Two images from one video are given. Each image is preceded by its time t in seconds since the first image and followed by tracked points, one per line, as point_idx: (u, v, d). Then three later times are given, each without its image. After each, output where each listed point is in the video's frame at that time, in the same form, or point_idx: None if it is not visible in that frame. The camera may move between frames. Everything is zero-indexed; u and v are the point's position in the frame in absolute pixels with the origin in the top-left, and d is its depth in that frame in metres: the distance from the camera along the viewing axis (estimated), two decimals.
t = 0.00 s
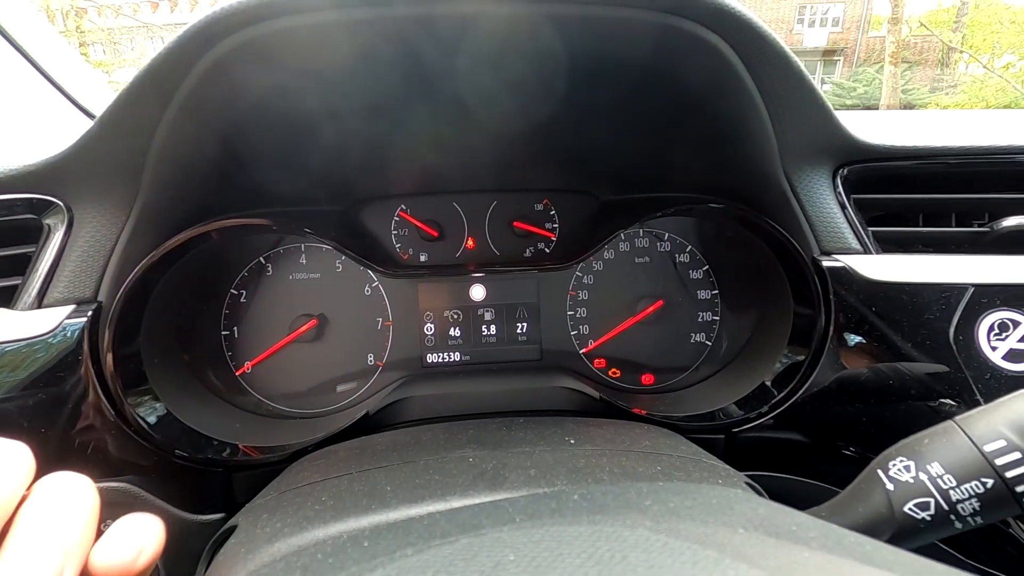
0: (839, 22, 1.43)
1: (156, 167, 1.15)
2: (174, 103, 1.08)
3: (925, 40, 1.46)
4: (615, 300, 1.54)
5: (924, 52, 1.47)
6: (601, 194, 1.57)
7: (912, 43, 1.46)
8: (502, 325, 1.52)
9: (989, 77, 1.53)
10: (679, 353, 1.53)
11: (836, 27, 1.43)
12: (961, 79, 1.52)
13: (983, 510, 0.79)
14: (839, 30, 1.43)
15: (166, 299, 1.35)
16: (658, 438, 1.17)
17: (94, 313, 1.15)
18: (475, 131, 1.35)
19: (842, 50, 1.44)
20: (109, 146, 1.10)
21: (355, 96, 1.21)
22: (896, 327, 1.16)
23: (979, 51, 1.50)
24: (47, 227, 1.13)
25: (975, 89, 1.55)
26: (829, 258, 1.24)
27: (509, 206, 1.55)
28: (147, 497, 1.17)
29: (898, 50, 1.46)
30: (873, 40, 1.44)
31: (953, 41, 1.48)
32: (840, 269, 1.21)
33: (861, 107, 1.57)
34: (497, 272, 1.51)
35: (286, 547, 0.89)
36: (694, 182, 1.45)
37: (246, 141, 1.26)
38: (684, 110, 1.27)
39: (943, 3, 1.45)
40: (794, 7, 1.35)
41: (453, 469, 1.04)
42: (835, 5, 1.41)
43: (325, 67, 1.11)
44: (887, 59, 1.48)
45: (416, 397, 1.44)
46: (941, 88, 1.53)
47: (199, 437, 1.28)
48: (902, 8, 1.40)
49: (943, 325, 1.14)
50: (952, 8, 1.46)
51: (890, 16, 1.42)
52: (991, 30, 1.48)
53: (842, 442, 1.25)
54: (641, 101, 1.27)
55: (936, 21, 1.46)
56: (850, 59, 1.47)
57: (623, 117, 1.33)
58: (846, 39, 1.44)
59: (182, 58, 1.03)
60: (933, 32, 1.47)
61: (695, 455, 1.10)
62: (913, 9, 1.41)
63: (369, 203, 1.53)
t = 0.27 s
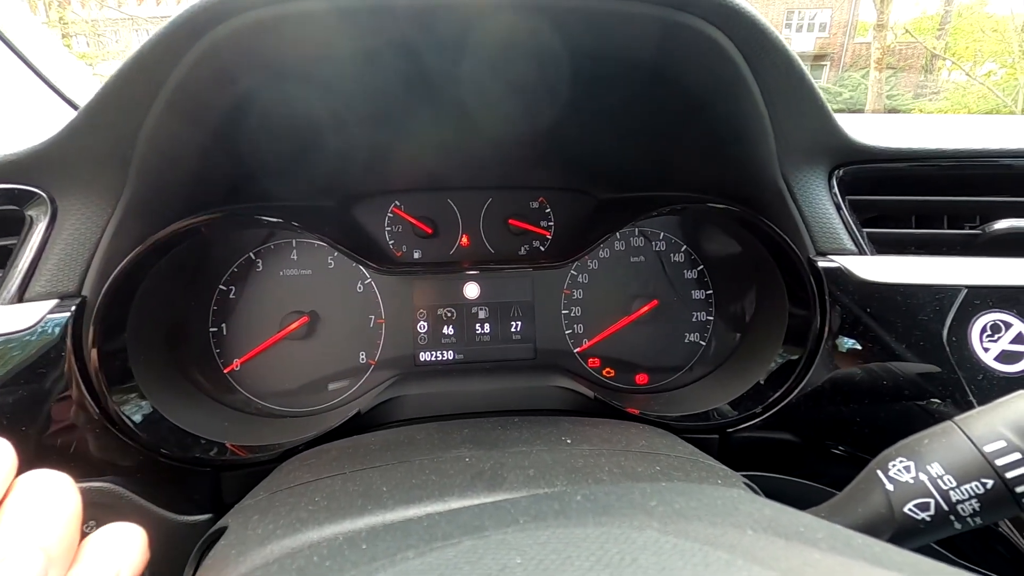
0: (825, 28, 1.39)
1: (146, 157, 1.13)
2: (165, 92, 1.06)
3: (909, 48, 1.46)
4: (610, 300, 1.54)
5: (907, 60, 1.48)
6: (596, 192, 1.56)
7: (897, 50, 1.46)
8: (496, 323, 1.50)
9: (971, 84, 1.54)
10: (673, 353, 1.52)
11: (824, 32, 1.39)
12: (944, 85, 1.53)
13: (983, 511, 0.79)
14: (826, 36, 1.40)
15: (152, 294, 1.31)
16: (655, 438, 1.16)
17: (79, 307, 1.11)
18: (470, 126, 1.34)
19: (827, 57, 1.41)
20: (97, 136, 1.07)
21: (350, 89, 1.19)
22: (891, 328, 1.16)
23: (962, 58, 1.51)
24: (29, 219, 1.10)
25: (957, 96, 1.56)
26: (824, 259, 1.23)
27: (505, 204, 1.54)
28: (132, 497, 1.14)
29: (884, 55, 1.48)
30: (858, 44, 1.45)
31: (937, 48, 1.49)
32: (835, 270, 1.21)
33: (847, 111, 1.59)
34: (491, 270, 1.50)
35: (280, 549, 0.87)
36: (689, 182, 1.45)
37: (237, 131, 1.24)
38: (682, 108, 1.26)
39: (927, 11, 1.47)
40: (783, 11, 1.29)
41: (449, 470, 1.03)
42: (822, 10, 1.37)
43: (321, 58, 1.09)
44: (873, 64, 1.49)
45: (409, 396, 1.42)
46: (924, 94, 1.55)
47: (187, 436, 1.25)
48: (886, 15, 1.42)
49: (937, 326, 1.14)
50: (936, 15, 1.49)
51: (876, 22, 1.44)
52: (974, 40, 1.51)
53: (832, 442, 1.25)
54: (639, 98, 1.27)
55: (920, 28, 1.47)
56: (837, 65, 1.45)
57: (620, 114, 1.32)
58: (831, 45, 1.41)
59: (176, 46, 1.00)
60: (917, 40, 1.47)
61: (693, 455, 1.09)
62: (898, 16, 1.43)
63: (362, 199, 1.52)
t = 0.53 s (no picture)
0: (806, 37, 1.43)
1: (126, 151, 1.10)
2: (146, 86, 1.04)
3: (886, 59, 1.51)
4: (596, 302, 1.54)
5: (886, 70, 1.52)
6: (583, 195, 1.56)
7: (876, 60, 1.51)
8: (482, 324, 1.50)
9: (947, 95, 1.57)
10: (658, 356, 1.53)
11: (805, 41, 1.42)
12: (920, 97, 1.57)
13: (960, 511, 0.80)
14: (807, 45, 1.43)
15: (130, 292, 1.29)
16: (640, 440, 1.17)
17: (54, 304, 1.09)
18: (456, 126, 1.34)
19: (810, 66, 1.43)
20: (76, 130, 1.05)
21: (335, 86, 1.17)
22: (870, 332, 1.17)
23: (938, 70, 1.54)
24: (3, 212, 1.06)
25: (933, 107, 1.59)
26: (807, 263, 1.25)
27: (492, 205, 1.54)
28: (107, 499, 1.11)
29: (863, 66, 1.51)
30: (839, 53, 1.48)
31: (914, 60, 1.53)
32: (817, 275, 1.22)
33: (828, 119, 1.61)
34: (476, 271, 1.49)
35: (262, 552, 0.85)
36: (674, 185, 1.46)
37: (220, 126, 1.22)
38: (668, 111, 1.27)
39: (906, 23, 1.51)
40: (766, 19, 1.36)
41: (435, 471, 1.02)
42: (804, 20, 1.44)
43: (307, 55, 1.08)
44: (852, 74, 1.52)
45: (393, 397, 1.41)
46: (902, 104, 1.57)
47: (164, 437, 1.23)
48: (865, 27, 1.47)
49: (915, 331, 1.16)
50: (914, 28, 1.51)
51: (856, 34, 1.48)
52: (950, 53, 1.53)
53: (812, 444, 1.26)
54: (626, 101, 1.27)
55: (898, 40, 1.51)
56: (818, 74, 1.46)
57: (606, 117, 1.33)
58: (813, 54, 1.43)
59: (160, 36, 0.99)
60: (895, 52, 1.51)
61: (678, 457, 1.09)
62: (876, 27, 1.48)
63: (348, 198, 1.50)
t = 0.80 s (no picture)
0: (786, 49, 1.46)
1: (105, 148, 1.08)
2: (128, 81, 1.02)
3: (860, 73, 1.55)
4: (580, 307, 1.54)
5: (860, 83, 1.56)
6: (568, 200, 1.56)
7: (851, 74, 1.55)
8: (467, 328, 1.49)
9: (919, 109, 1.58)
10: (642, 361, 1.53)
11: (783, 53, 1.45)
12: (894, 111, 1.58)
13: (937, 514, 0.81)
14: (784, 57, 1.45)
15: (106, 291, 1.26)
16: (625, 444, 1.17)
17: (25, 304, 1.06)
18: (443, 128, 1.33)
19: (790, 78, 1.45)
20: (53, 125, 1.02)
21: (320, 84, 1.16)
22: (849, 338, 1.19)
23: (910, 85, 1.57)
24: None
25: (906, 123, 1.60)
26: (788, 271, 1.26)
27: (478, 208, 1.54)
28: (79, 505, 1.09)
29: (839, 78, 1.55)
30: (815, 67, 1.54)
31: (887, 74, 1.56)
32: (798, 282, 1.23)
33: (804, 131, 1.63)
34: (462, 275, 1.49)
35: (243, 558, 0.83)
36: (659, 192, 1.47)
37: (203, 123, 1.20)
38: (654, 117, 1.28)
39: (879, 40, 1.55)
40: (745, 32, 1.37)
41: (420, 475, 1.01)
42: (783, 34, 1.44)
43: (293, 53, 1.07)
44: (829, 86, 1.56)
45: (376, 400, 1.39)
46: (877, 117, 1.59)
47: (140, 441, 1.20)
48: (841, 42, 1.52)
49: (893, 338, 1.17)
50: (888, 44, 1.55)
51: (833, 48, 1.53)
52: (921, 70, 1.57)
53: (790, 448, 1.27)
54: (612, 106, 1.28)
55: (873, 54, 1.55)
56: (796, 85, 1.47)
57: (592, 121, 1.33)
58: (790, 67, 1.46)
59: (144, 30, 0.97)
60: (869, 67, 1.55)
61: (662, 462, 1.10)
62: (852, 43, 1.52)
63: (332, 199, 1.48)
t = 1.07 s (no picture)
0: (775, 57, 1.45)
1: (94, 148, 1.08)
2: (117, 82, 1.01)
3: (850, 80, 1.57)
4: (571, 311, 1.55)
5: (848, 91, 1.57)
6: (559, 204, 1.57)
7: (839, 82, 1.56)
8: (457, 332, 1.49)
9: (906, 118, 1.60)
10: (632, 365, 1.54)
11: (773, 61, 1.44)
12: (881, 120, 1.59)
13: (921, 517, 0.81)
14: (774, 65, 1.44)
15: (93, 293, 1.25)
16: (615, 448, 1.17)
17: (9, 306, 1.05)
18: (434, 131, 1.34)
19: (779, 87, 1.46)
20: (41, 126, 1.02)
21: (310, 86, 1.16)
22: (836, 343, 1.20)
23: (897, 94, 1.59)
24: None
25: (892, 132, 1.62)
26: (777, 276, 1.27)
27: (470, 212, 1.54)
28: (64, 510, 1.08)
29: (828, 88, 1.55)
30: (805, 75, 1.50)
31: (875, 83, 1.59)
32: (786, 287, 1.25)
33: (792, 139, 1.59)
34: (454, 278, 1.49)
35: (230, 563, 0.83)
36: (649, 198, 1.48)
37: (192, 125, 1.20)
38: (644, 123, 1.28)
39: (868, 49, 1.57)
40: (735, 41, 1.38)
41: (410, 479, 1.01)
42: (772, 41, 1.44)
43: (284, 55, 1.07)
44: (817, 94, 1.54)
45: (366, 404, 1.39)
46: (864, 126, 1.60)
47: (127, 444, 1.19)
48: (831, 51, 1.53)
49: (879, 342, 1.18)
50: (876, 53, 1.58)
51: (822, 57, 1.53)
52: (908, 78, 1.60)
53: (778, 451, 1.30)
54: (602, 111, 1.28)
55: (861, 63, 1.57)
56: (785, 93, 1.47)
57: (583, 126, 1.34)
58: (779, 75, 1.46)
59: (135, 31, 0.96)
60: (857, 75, 1.58)
61: (652, 465, 1.10)
62: (841, 52, 1.54)
63: (323, 201, 1.48)
